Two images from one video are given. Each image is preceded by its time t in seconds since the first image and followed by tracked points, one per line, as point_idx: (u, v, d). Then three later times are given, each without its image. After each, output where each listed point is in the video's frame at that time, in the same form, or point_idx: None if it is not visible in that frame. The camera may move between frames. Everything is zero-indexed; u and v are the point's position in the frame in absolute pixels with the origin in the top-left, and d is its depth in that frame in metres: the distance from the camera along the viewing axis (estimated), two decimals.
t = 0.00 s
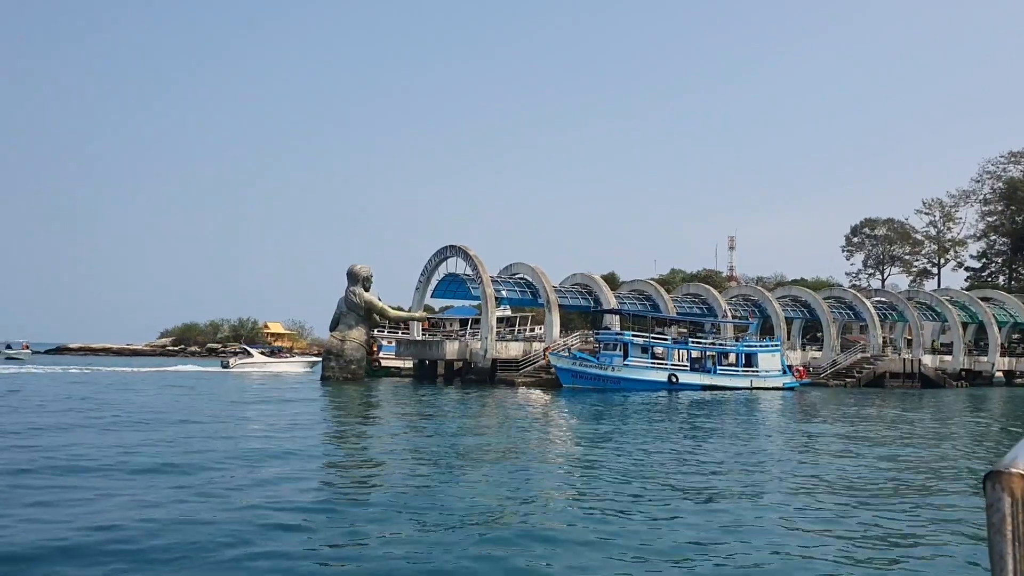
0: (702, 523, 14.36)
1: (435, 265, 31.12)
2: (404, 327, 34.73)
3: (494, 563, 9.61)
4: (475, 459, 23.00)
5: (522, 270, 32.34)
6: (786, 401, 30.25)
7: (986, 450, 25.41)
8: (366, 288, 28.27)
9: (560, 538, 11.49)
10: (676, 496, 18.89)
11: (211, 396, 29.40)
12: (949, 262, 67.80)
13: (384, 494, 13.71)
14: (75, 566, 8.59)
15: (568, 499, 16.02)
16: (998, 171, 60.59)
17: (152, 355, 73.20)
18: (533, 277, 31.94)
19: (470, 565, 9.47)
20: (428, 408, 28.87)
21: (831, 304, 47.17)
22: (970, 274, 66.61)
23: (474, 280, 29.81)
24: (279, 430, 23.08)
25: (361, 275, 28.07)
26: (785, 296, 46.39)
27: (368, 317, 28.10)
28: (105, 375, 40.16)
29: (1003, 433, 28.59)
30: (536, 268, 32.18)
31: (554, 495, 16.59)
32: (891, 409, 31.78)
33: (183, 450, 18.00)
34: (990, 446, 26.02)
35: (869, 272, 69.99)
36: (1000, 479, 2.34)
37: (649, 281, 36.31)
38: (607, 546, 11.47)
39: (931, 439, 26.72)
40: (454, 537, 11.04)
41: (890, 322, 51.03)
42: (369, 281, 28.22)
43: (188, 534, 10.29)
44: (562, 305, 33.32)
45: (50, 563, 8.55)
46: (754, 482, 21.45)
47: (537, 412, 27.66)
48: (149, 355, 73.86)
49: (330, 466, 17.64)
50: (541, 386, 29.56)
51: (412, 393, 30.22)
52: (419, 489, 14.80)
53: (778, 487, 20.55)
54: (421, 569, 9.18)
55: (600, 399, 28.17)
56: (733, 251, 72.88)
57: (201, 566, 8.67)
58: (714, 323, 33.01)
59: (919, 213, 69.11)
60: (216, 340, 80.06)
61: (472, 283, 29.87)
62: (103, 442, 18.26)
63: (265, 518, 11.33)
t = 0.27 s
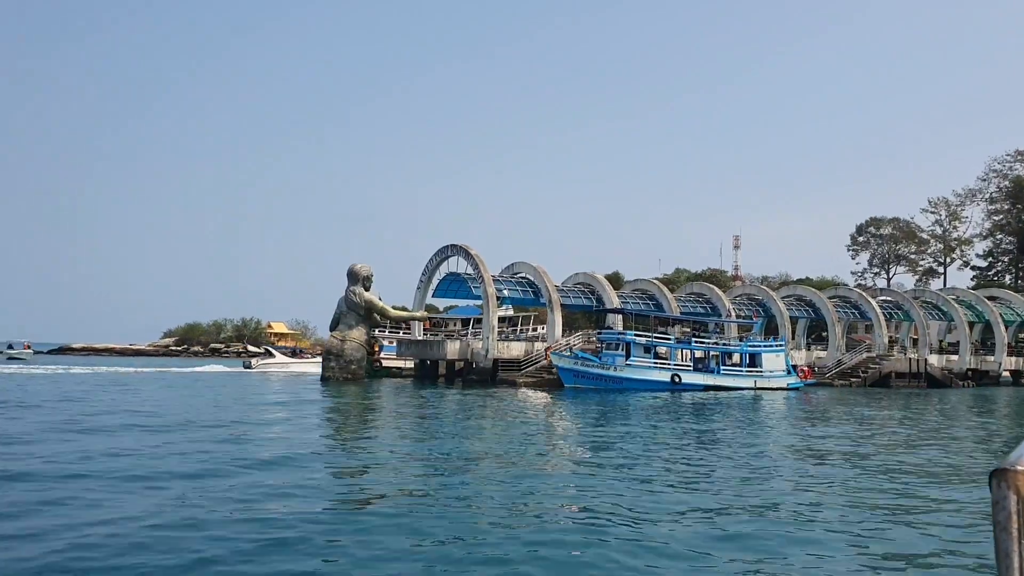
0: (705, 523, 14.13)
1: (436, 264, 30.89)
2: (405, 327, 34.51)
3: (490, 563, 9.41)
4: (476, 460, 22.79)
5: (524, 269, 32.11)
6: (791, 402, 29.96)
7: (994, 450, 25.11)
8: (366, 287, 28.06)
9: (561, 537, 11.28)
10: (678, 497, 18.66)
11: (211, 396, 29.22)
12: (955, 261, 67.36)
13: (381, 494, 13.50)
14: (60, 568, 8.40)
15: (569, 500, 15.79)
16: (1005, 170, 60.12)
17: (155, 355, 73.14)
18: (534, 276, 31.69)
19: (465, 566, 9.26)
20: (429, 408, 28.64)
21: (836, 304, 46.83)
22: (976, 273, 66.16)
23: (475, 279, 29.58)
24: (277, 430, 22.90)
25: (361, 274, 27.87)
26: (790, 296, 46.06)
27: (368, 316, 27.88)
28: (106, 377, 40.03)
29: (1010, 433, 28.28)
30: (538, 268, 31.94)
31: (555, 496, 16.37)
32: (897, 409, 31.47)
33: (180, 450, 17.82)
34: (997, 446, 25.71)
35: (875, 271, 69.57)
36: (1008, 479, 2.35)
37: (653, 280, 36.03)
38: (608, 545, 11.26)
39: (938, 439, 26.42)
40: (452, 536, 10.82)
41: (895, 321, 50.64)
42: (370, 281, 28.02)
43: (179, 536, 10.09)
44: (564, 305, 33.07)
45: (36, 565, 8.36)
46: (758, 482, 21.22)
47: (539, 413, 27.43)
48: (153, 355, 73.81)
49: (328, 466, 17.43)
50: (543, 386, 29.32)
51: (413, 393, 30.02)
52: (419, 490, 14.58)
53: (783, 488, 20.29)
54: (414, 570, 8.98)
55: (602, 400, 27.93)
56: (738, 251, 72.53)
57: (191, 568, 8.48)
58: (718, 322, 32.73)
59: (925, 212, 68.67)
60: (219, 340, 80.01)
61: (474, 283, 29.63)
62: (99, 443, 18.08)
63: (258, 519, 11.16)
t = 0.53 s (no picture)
0: (705, 524, 13.92)
1: (437, 263, 30.66)
2: (406, 327, 34.30)
3: (483, 566, 9.22)
4: (477, 460, 22.59)
5: (526, 268, 31.87)
6: (795, 402, 29.69)
7: (1001, 451, 24.80)
8: (366, 287, 27.87)
9: (559, 538, 11.09)
10: (682, 498, 18.43)
11: (211, 398, 29.03)
12: (962, 260, 66.92)
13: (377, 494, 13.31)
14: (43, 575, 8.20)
15: (570, 500, 15.59)
16: (1011, 168, 59.62)
17: (158, 355, 73.01)
18: (537, 276, 31.45)
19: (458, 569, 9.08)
20: (430, 409, 28.43)
21: (842, 303, 46.49)
22: (982, 272, 65.72)
23: (477, 279, 29.33)
24: (277, 431, 22.70)
25: (362, 274, 27.66)
26: (795, 295, 45.74)
27: (369, 317, 27.68)
28: (106, 377, 39.87)
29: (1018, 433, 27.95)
30: (540, 267, 31.70)
31: (555, 496, 16.17)
32: (904, 409, 31.16)
33: (176, 451, 17.64)
34: (1004, 447, 25.43)
35: (880, 271, 69.18)
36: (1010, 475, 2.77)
37: (656, 279, 35.76)
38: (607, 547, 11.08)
39: (943, 439, 26.14)
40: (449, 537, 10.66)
41: (901, 321, 50.24)
42: (370, 281, 27.82)
43: (167, 539, 9.89)
44: (566, 305, 32.82)
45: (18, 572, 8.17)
46: (763, 483, 20.98)
47: (541, 414, 27.21)
48: (156, 355, 73.72)
49: (325, 467, 17.23)
50: (544, 386, 29.08)
51: (415, 394, 29.80)
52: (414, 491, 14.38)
53: (788, 489, 20.07)
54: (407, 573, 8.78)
55: (605, 400, 27.69)
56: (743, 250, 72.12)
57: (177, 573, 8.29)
58: (722, 322, 32.44)
59: (931, 210, 68.25)
60: (223, 340, 79.86)
61: (475, 282, 29.40)
62: (95, 444, 17.89)
63: (253, 520, 10.96)
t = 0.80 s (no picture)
0: (704, 525, 13.68)
1: (438, 263, 30.44)
2: (407, 327, 34.09)
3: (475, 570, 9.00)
4: (476, 461, 22.36)
5: (527, 268, 31.64)
6: (799, 403, 29.40)
7: (1008, 452, 24.47)
8: (366, 287, 27.67)
9: (554, 538, 10.86)
10: (682, 499, 18.19)
11: (209, 400, 28.86)
12: (967, 260, 66.48)
13: (372, 492, 13.12)
14: None
15: (569, 502, 15.35)
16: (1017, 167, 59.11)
17: (160, 356, 72.88)
18: (538, 275, 31.21)
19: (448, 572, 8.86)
20: (431, 410, 28.21)
21: (846, 302, 46.13)
22: (988, 271, 65.28)
23: (477, 278, 29.09)
24: (275, 433, 22.51)
25: (361, 273, 27.46)
26: (799, 295, 45.42)
27: (369, 317, 27.48)
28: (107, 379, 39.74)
29: None
30: (542, 266, 31.46)
31: (553, 498, 15.92)
32: (909, 410, 30.84)
33: (171, 452, 17.45)
34: (1011, 449, 25.09)
35: (886, 270, 68.78)
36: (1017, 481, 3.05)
37: (659, 279, 35.48)
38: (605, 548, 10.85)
39: (949, 440, 25.84)
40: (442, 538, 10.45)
41: (906, 321, 49.86)
42: (370, 280, 27.62)
43: (153, 539, 9.70)
44: (568, 304, 32.56)
45: None
46: (766, 484, 20.74)
47: (542, 414, 26.98)
48: (159, 355, 73.63)
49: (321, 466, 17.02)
50: (546, 387, 28.84)
51: (415, 395, 29.60)
52: (410, 487, 14.19)
53: (791, 490, 19.81)
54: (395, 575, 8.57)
55: (606, 401, 27.43)
56: (747, 250, 71.74)
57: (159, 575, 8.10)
58: (725, 322, 32.16)
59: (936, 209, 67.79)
60: (225, 340, 79.67)
61: (476, 282, 29.17)
62: (89, 445, 17.71)
63: (242, 521, 10.76)
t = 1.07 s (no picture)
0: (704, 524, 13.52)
1: (438, 262, 30.22)
2: (408, 327, 33.88)
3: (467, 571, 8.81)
4: (475, 462, 22.13)
5: (528, 267, 31.41)
6: (802, 403, 29.12)
7: (1014, 453, 24.19)
8: (366, 287, 27.46)
9: (551, 538, 10.72)
10: (684, 500, 17.95)
11: (208, 402, 28.66)
12: (972, 259, 66.07)
13: (367, 492, 12.92)
14: None
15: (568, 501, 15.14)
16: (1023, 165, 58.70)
17: (162, 356, 72.58)
18: (539, 275, 30.98)
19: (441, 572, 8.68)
20: (431, 411, 27.96)
21: (850, 302, 45.82)
22: (993, 271, 64.87)
23: (478, 278, 28.86)
24: (273, 434, 22.32)
25: (361, 272, 27.26)
26: (803, 294, 45.11)
27: (368, 316, 27.27)
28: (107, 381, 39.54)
29: None
30: (542, 265, 31.23)
31: (552, 498, 15.71)
32: (914, 410, 30.55)
33: (167, 453, 17.23)
34: (1017, 449, 24.81)
35: (890, 270, 68.40)
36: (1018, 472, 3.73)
37: (661, 279, 35.22)
38: (601, 547, 10.73)
39: (954, 440, 25.57)
40: (435, 538, 10.27)
41: (911, 321, 49.51)
42: (369, 280, 27.42)
43: (141, 540, 9.52)
44: (569, 304, 32.32)
45: None
46: (770, 485, 20.50)
47: (542, 414, 26.76)
48: (161, 356, 73.48)
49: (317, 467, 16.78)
50: (547, 388, 28.58)
51: (415, 395, 29.39)
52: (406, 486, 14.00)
53: (794, 491, 19.55)
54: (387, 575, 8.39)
55: (608, 401, 27.18)
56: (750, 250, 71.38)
57: None
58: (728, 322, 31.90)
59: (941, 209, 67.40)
60: (227, 341, 79.39)
61: (476, 281, 28.94)
62: (83, 446, 17.53)
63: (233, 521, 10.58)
